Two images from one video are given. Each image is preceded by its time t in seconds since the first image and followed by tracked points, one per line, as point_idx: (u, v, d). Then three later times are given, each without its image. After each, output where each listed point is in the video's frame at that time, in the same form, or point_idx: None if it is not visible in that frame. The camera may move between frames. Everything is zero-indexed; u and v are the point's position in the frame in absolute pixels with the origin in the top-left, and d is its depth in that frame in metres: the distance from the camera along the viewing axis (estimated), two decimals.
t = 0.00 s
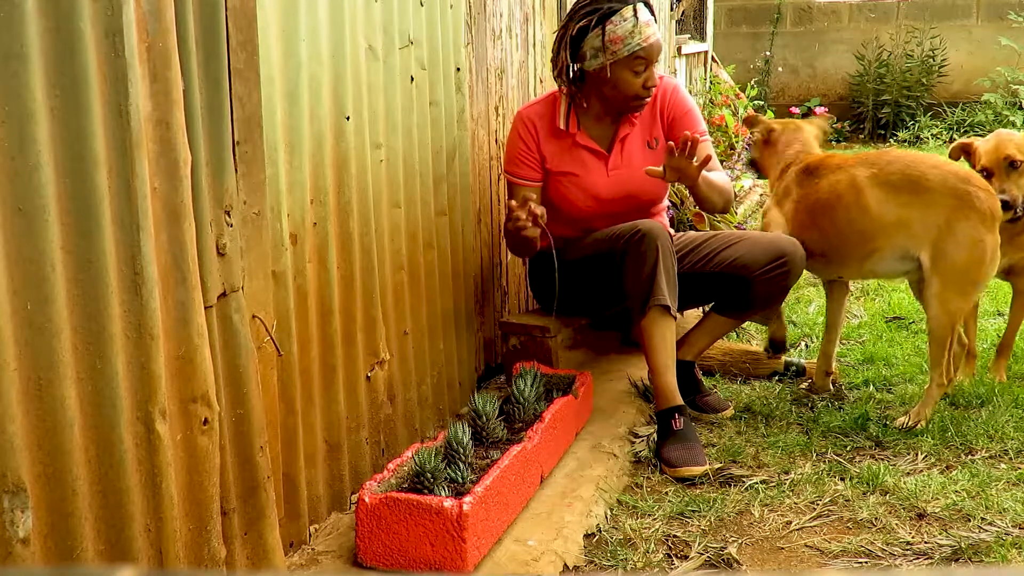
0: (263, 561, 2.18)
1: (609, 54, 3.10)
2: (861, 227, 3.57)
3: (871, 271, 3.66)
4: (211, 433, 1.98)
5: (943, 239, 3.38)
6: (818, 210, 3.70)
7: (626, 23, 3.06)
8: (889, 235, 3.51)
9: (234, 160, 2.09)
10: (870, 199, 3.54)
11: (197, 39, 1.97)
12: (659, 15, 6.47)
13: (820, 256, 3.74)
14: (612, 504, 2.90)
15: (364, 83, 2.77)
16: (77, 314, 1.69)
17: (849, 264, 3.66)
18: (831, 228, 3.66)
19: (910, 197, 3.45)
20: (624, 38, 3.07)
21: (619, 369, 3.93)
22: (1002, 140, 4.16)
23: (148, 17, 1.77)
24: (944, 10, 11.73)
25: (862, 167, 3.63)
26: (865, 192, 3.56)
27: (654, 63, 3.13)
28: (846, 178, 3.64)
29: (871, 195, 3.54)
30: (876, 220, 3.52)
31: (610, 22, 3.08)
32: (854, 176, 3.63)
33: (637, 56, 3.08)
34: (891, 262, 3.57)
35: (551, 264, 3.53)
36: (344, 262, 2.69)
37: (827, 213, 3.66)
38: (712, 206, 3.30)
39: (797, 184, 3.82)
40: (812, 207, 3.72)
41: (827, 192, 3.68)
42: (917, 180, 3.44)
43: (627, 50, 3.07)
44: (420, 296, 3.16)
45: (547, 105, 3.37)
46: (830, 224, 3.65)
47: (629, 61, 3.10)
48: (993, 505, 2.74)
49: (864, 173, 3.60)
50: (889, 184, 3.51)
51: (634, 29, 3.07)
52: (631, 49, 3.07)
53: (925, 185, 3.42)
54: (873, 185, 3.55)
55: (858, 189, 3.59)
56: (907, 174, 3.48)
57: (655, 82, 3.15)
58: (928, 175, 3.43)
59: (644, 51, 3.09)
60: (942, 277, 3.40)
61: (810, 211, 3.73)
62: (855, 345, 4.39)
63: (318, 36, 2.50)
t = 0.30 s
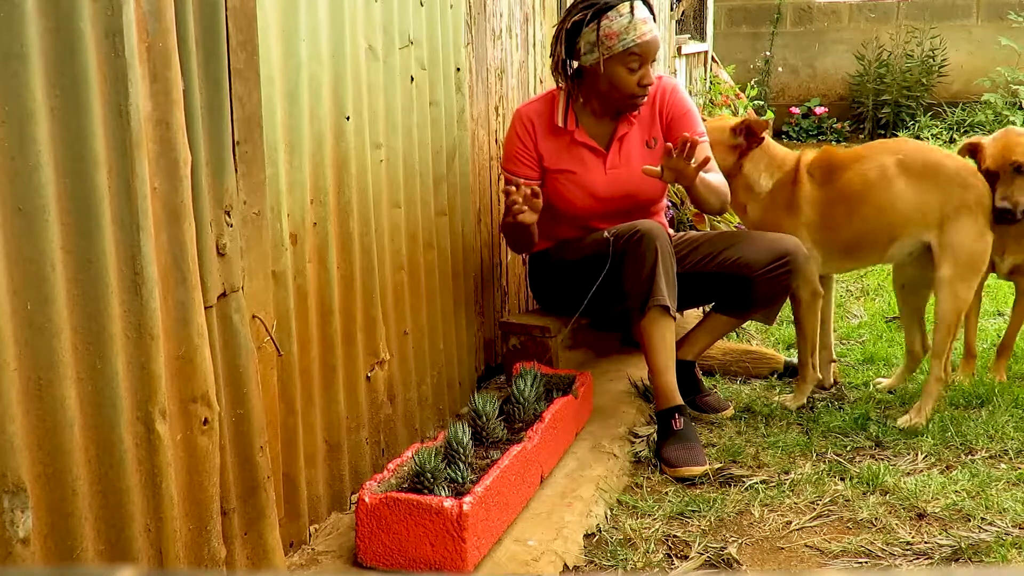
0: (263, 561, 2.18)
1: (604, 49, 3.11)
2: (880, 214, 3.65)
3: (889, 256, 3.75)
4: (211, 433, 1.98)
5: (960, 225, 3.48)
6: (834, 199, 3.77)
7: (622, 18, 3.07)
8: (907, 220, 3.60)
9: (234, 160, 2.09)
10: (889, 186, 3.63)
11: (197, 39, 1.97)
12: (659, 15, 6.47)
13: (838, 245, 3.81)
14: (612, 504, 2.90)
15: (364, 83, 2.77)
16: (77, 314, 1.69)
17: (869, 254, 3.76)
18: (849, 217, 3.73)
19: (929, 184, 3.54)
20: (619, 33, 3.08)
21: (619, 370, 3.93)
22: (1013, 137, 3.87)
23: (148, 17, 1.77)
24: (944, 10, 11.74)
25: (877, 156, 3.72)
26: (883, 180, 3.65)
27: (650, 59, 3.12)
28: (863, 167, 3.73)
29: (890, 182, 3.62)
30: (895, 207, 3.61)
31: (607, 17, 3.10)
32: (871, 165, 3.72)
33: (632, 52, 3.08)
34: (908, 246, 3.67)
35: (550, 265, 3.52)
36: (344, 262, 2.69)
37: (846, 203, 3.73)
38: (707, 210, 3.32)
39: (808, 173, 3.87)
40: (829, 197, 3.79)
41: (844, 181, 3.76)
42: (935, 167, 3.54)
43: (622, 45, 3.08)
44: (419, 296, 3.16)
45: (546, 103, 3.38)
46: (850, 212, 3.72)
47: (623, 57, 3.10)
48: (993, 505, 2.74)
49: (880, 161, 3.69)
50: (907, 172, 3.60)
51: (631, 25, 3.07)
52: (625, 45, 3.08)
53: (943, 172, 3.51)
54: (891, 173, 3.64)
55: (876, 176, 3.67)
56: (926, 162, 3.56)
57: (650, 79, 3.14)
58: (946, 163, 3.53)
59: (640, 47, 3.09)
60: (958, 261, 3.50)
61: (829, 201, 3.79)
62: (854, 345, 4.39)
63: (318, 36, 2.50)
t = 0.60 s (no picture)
0: (263, 561, 2.18)
1: (583, 29, 3.10)
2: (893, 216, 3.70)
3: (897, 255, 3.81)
4: (211, 433, 1.98)
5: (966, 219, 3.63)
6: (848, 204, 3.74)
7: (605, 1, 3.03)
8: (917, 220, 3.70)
9: (234, 160, 2.09)
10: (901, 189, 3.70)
11: (198, 39, 1.97)
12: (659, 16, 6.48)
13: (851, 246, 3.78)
14: (612, 504, 2.90)
15: (364, 84, 2.77)
16: (77, 314, 1.69)
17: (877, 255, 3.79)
18: (864, 222, 3.73)
19: (939, 182, 3.67)
20: (598, 16, 3.05)
21: (619, 370, 3.93)
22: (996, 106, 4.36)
23: (148, 17, 1.77)
24: (944, 10, 11.74)
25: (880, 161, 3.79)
26: (896, 182, 3.71)
27: (625, 48, 3.08)
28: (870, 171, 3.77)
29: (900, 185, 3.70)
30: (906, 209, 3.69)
31: None
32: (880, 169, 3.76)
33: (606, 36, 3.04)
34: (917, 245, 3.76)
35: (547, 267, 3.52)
36: (344, 263, 2.69)
37: (863, 209, 3.72)
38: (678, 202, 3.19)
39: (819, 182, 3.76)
40: (844, 203, 3.74)
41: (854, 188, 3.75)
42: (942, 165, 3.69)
43: (598, 28, 3.05)
44: (419, 296, 3.16)
45: (541, 93, 3.39)
46: (867, 216, 3.72)
47: (598, 41, 3.08)
48: (993, 505, 2.74)
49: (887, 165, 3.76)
50: (918, 172, 3.72)
51: (613, 10, 3.02)
52: (601, 28, 3.04)
53: (951, 169, 3.66)
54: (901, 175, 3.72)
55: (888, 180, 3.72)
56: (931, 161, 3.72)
57: (625, 72, 3.11)
58: (951, 160, 3.69)
59: (614, 34, 3.04)
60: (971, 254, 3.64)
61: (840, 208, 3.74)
62: (854, 345, 4.39)
63: (318, 36, 2.50)
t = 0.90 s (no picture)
0: (263, 561, 2.18)
1: (562, 32, 3.12)
2: (896, 221, 3.68)
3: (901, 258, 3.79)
4: (211, 433, 1.98)
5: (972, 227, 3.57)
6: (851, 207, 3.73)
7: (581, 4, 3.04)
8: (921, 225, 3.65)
9: (234, 160, 2.09)
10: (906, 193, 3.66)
11: (198, 39, 1.97)
12: (659, 15, 6.48)
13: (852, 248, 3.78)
14: (612, 504, 2.90)
15: (364, 84, 2.77)
16: (77, 314, 1.69)
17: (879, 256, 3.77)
18: (867, 225, 3.71)
19: (944, 187, 3.62)
20: (575, 19, 3.07)
21: (619, 369, 3.93)
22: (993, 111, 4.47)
23: (148, 17, 1.77)
24: (944, 10, 11.75)
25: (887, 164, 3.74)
26: (900, 186, 3.67)
27: (602, 50, 3.08)
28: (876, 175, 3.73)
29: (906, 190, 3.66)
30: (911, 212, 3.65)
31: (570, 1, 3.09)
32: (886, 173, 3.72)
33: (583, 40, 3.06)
34: (923, 250, 3.72)
35: (545, 267, 3.52)
36: (344, 263, 2.69)
37: (866, 212, 3.71)
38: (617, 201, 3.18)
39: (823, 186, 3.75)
40: (848, 206, 3.73)
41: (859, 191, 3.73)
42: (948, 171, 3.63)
43: (575, 31, 3.07)
44: (419, 297, 3.16)
45: (527, 99, 3.42)
46: (869, 222, 3.71)
47: (576, 44, 3.09)
48: (994, 505, 2.74)
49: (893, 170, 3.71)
50: (924, 174, 3.66)
51: (589, 12, 3.03)
52: (579, 30, 3.06)
53: (956, 173, 3.60)
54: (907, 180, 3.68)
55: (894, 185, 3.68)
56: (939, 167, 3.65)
57: (605, 74, 3.11)
58: (959, 165, 3.62)
59: (591, 37, 3.05)
60: (973, 267, 3.61)
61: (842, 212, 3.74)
62: (854, 345, 4.39)
63: (318, 36, 2.50)
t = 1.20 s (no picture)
0: (263, 561, 2.18)
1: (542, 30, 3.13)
2: (882, 226, 3.70)
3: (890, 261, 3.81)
4: (211, 433, 1.98)
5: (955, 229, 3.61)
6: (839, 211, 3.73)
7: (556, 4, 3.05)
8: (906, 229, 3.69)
9: (234, 160, 2.09)
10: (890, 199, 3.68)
11: (198, 39, 1.97)
12: (659, 15, 6.48)
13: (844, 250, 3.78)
14: (612, 504, 2.90)
15: (364, 84, 2.77)
16: (78, 314, 1.69)
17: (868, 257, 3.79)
18: (854, 229, 3.73)
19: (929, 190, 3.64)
20: (552, 18, 3.08)
21: (619, 370, 3.93)
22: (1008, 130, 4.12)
23: (148, 17, 1.77)
24: (944, 10, 11.75)
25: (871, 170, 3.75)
26: (884, 192, 3.69)
27: (572, 52, 3.08)
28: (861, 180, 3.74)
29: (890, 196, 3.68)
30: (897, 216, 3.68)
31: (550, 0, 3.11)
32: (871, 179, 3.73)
33: (553, 39, 3.07)
34: (906, 252, 3.76)
35: (544, 268, 3.52)
36: (344, 263, 2.69)
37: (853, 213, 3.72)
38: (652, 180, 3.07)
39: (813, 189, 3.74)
40: (837, 209, 3.73)
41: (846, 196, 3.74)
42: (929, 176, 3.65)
43: (548, 30, 3.09)
44: (419, 297, 3.16)
45: (524, 99, 3.39)
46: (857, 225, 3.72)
47: (549, 43, 3.11)
48: (994, 505, 2.74)
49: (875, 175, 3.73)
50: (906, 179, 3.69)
51: (561, 13, 3.04)
52: (551, 29, 3.07)
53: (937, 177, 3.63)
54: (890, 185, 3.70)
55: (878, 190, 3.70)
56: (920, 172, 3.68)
57: (571, 77, 3.13)
58: (939, 169, 3.65)
59: (560, 38, 3.06)
60: (957, 261, 3.60)
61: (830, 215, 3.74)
62: (854, 345, 4.39)
63: (318, 36, 2.50)
